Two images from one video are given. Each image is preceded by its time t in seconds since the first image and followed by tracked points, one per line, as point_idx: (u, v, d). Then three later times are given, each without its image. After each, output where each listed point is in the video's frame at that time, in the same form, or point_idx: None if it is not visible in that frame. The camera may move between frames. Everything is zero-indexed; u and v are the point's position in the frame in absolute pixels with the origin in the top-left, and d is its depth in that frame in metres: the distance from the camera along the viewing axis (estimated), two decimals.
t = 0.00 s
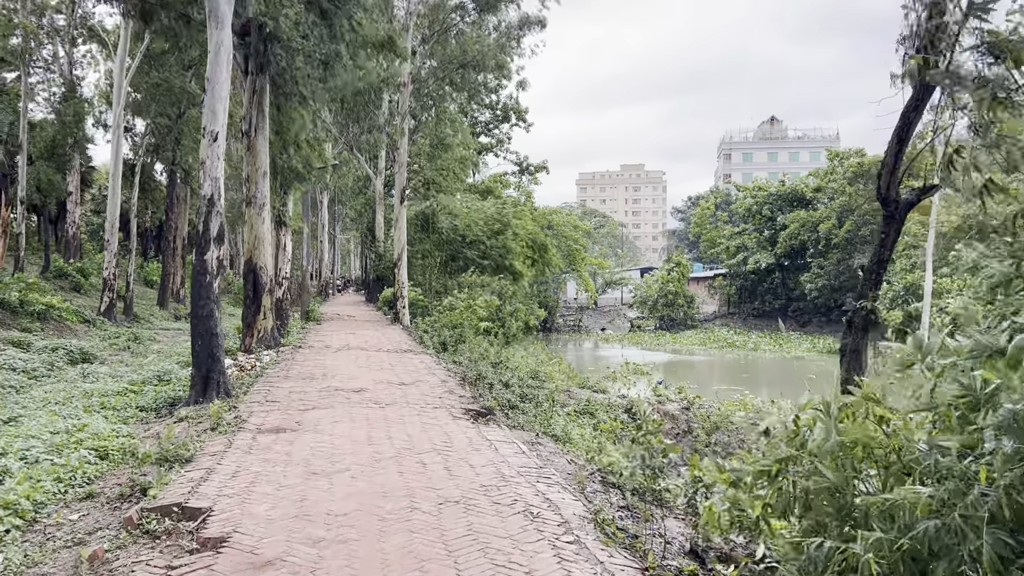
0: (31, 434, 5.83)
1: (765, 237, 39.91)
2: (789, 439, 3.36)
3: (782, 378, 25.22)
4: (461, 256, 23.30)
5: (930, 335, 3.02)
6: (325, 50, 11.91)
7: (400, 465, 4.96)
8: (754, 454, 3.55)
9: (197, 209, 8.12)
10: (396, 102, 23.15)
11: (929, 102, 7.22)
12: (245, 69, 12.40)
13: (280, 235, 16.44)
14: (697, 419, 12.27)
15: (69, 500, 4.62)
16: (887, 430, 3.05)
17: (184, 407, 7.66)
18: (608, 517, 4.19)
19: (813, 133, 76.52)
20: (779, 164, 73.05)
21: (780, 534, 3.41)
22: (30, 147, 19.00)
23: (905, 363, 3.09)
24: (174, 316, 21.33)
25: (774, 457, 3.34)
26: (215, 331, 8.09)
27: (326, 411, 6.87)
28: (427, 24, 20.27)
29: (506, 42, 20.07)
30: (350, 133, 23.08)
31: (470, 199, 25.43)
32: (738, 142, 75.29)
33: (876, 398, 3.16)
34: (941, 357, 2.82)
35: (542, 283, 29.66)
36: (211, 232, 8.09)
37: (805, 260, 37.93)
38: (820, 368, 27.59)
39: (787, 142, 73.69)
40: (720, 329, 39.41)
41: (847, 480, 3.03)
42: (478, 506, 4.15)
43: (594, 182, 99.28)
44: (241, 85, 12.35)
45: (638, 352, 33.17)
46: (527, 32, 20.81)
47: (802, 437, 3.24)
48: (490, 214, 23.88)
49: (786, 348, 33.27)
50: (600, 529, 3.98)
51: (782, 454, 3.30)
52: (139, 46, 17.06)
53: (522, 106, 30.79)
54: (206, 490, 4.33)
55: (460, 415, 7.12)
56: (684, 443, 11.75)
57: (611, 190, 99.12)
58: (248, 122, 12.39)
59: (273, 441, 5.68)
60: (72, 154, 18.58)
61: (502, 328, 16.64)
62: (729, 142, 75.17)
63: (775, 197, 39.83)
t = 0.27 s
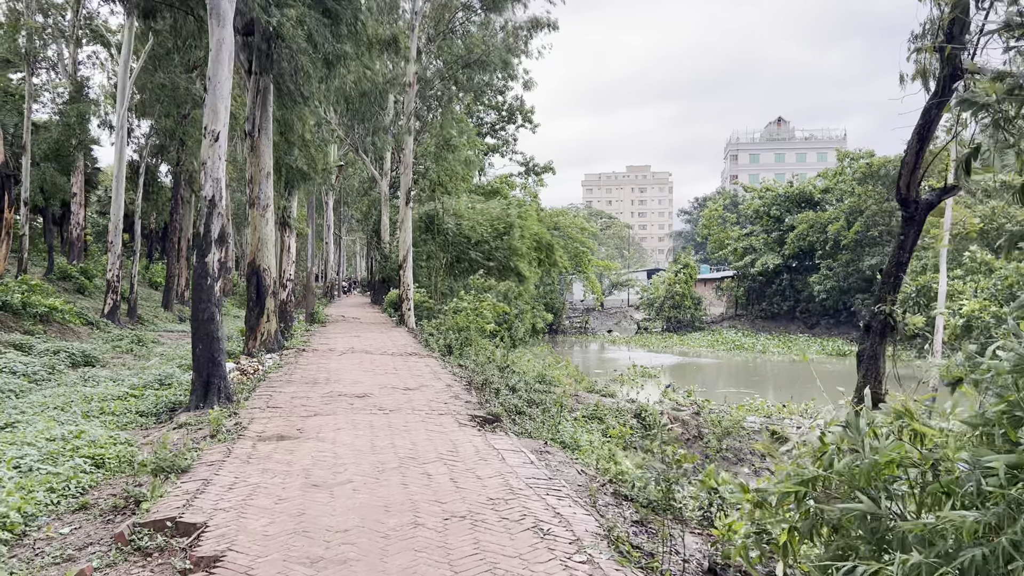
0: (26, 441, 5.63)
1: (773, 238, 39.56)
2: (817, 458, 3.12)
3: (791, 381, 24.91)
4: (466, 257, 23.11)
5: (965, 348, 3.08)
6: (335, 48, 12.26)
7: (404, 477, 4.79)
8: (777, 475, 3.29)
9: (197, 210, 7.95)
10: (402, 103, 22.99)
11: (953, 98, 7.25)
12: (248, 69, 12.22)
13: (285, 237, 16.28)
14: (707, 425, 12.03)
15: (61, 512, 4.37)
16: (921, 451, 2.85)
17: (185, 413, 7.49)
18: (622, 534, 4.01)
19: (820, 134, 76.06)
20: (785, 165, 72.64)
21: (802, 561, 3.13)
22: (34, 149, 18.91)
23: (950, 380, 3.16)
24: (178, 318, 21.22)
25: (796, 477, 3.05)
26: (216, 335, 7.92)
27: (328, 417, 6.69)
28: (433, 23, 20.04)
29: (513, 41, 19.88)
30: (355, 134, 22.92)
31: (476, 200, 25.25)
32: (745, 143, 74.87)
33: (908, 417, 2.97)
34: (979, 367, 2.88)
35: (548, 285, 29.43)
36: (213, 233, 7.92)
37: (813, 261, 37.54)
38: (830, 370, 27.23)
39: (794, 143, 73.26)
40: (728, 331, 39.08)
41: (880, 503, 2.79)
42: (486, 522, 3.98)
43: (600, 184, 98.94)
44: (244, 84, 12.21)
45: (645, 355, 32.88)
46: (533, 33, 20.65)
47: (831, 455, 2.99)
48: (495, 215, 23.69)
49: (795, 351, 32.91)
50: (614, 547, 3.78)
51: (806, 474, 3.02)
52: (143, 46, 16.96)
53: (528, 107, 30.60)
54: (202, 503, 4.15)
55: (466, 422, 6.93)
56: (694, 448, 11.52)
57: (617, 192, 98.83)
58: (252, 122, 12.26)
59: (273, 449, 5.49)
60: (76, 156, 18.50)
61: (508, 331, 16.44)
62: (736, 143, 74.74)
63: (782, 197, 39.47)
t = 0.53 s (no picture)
0: (25, 444, 5.48)
1: (784, 239, 39.12)
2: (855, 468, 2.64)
3: (805, 383, 24.54)
4: (475, 257, 22.91)
5: None
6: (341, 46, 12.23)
7: (411, 485, 4.60)
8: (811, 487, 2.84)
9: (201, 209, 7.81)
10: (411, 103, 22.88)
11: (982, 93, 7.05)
12: (255, 67, 12.04)
13: (292, 237, 16.16)
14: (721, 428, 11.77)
15: (56, 520, 4.18)
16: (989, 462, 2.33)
17: (189, 415, 7.36)
18: (639, 546, 3.80)
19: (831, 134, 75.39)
20: (796, 166, 72.07)
21: None
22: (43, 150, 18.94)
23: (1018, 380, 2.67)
24: (187, 319, 21.20)
25: (834, 489, 2.59)
26: (220, 336, 7.77)
27: (334, 421, 6.51)
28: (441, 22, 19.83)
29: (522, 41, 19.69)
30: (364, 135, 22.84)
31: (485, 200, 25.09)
32: (756, 143, 74.34)
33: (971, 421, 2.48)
34: None
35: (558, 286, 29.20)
36: (217, 232, 7.77)
37: (826, 262, 37.09)
38: (844, 372, 26.81)
39: (805, 143, 72.67)
40: (739, 332, 38.69)
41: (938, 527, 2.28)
42: (496, 533, 3.78)
43: (610, 185, 98.68)
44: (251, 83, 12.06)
45: (656, 356, 32.55)
46: (543, 32, 20.48)
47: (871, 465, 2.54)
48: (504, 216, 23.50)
49: (807, 353, 32.50)
50: (632, 561, 3.54)
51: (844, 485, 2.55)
52: (151, 47, 16.91)
53: (537, 107, 30.43)
54: (199, 511, 3.96)
55: (475, 425, 6.74)
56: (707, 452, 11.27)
57: (626, 192, 98.50)
58: (259, 121, 12.12)
59: (276, 454, 5.32)
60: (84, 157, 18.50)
61: (517, 332, 16.24)
62: (747, 144, 74.20)
63: (794, 198, 39.04)
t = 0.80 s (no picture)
0: (28, 451, 5.32)
1: (800, 240, 38.57)
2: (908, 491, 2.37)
3: (823, 386, 24.07)
4: (487, 259, 22.70)
5: None
6: (352, 44, 12.00)
7: (424, 498, 4.41)
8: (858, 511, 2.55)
9: (211, 210, 7.67)
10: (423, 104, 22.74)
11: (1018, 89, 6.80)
12: (266, 66, 11.94)
13: (304, 239, 16.05)
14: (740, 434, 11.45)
15: (58, 532, 3.99)
16: None
17: (197, 421, 7.21)
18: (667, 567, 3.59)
19: (847, 134, 74.49)
20: (810, 167, 71.30)
21: None
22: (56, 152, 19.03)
23: None
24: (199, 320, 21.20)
25: (885, 514, 2.29)
26: (229, 340, 7.62)
27: (345, 428, 6.33)
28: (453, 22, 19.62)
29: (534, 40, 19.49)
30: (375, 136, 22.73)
31: (497, 201, 24.90)
32: (770, 143, 73.61)
33: None
34: None
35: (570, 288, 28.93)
36: (227, 234, 7.62)
37: (842, 263, 36.54)
38: (863, 376, 26.28)
39: (819, 143, 71.88)
40: (754, 335, 38.19)
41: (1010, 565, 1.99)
42: (515, 553, 3.58)
43: (622, 185, 98.18)
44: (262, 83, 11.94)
45: (670, 359, 32.16)
46: (556, 33, 20.28)
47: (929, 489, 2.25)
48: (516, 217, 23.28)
49: (824, 355, 31.98)
50: None
51: (897, 508, 2.25)
52: (163, 48, 16.88)
53: (550, 107, 30.21)
54: (203, 526, 3.78)
55: (489, 433, 6.53)
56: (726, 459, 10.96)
57: (639, 194, 97.99)
58: (270, 121, 12.00)
59: (285, 464, 5.14)
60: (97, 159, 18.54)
61: (530, 335, 16.03)
62: (760, 145, 73.45)
63: (809, 199, 38.49)
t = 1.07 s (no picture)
0: (41, 455, 5.22)
1: (820, 241, 37.92)
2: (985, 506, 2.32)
3: (846, 389, 23.55)
4: (504, 259, 22.50)
5: None
6: (369, 43, 11.84)
7: (445, 507, 4.21)
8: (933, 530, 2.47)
9: (226, 209, 7.56)
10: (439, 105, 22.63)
11: None
12: (283, 65, 11.89)
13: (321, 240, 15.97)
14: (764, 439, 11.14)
15: (66, 541, 3.84)
16: None
17: (212, 424, 7.09)
18: None
19: (865, 134, 73.40)
20: (829, 167, 70.30)
21: None
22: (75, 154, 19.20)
23: None
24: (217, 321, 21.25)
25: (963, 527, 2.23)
26: (245, 342, 7.49)
27: (362, 433, 6.15)
28: (470, 23, 19.45)
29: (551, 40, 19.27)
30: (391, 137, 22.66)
31: (513, 202, 24.72)
32: (788, 143, 72.71)
33: None
34: None
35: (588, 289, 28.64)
36: (242, 234, 7.49)
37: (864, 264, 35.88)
38: (887, 378, 25.68)
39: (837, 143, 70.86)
40: (773, 336, 37.60)
41: None
42: (543, 568, 3.37)
43: (638, 186, 97.56)
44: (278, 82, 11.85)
45: (689, 361, 31.72)
46: (573, 32, 20.06)
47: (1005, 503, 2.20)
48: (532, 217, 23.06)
49: (846, 357, 31.38)
50: None
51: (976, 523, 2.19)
52: (181, 49, 16.92)
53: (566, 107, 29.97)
54: (215, 538, 3.61)
55: (510, 438, 6.31)
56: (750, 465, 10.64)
57: (655, 194, 97.32)
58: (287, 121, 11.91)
59: (300, 470, 4.96)
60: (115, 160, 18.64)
61: (548, 337, 15.81)
62: (778, 144, 72.55)
63: (830, 199, 37.85)
